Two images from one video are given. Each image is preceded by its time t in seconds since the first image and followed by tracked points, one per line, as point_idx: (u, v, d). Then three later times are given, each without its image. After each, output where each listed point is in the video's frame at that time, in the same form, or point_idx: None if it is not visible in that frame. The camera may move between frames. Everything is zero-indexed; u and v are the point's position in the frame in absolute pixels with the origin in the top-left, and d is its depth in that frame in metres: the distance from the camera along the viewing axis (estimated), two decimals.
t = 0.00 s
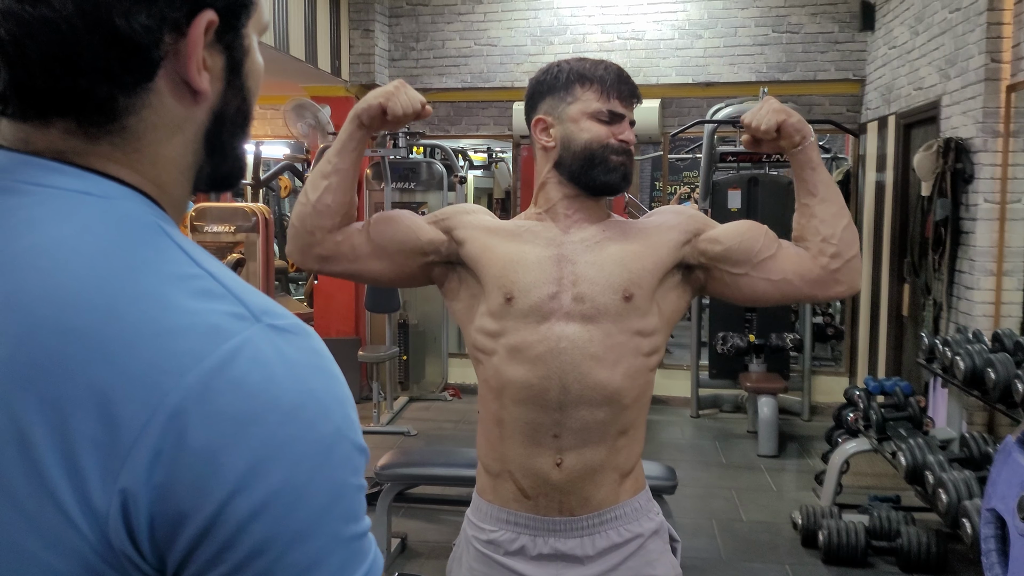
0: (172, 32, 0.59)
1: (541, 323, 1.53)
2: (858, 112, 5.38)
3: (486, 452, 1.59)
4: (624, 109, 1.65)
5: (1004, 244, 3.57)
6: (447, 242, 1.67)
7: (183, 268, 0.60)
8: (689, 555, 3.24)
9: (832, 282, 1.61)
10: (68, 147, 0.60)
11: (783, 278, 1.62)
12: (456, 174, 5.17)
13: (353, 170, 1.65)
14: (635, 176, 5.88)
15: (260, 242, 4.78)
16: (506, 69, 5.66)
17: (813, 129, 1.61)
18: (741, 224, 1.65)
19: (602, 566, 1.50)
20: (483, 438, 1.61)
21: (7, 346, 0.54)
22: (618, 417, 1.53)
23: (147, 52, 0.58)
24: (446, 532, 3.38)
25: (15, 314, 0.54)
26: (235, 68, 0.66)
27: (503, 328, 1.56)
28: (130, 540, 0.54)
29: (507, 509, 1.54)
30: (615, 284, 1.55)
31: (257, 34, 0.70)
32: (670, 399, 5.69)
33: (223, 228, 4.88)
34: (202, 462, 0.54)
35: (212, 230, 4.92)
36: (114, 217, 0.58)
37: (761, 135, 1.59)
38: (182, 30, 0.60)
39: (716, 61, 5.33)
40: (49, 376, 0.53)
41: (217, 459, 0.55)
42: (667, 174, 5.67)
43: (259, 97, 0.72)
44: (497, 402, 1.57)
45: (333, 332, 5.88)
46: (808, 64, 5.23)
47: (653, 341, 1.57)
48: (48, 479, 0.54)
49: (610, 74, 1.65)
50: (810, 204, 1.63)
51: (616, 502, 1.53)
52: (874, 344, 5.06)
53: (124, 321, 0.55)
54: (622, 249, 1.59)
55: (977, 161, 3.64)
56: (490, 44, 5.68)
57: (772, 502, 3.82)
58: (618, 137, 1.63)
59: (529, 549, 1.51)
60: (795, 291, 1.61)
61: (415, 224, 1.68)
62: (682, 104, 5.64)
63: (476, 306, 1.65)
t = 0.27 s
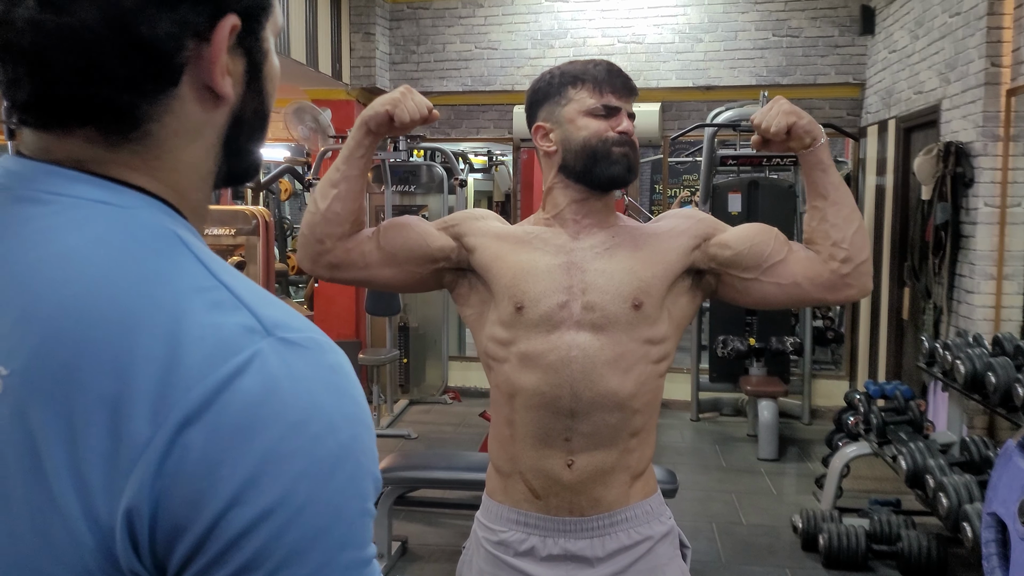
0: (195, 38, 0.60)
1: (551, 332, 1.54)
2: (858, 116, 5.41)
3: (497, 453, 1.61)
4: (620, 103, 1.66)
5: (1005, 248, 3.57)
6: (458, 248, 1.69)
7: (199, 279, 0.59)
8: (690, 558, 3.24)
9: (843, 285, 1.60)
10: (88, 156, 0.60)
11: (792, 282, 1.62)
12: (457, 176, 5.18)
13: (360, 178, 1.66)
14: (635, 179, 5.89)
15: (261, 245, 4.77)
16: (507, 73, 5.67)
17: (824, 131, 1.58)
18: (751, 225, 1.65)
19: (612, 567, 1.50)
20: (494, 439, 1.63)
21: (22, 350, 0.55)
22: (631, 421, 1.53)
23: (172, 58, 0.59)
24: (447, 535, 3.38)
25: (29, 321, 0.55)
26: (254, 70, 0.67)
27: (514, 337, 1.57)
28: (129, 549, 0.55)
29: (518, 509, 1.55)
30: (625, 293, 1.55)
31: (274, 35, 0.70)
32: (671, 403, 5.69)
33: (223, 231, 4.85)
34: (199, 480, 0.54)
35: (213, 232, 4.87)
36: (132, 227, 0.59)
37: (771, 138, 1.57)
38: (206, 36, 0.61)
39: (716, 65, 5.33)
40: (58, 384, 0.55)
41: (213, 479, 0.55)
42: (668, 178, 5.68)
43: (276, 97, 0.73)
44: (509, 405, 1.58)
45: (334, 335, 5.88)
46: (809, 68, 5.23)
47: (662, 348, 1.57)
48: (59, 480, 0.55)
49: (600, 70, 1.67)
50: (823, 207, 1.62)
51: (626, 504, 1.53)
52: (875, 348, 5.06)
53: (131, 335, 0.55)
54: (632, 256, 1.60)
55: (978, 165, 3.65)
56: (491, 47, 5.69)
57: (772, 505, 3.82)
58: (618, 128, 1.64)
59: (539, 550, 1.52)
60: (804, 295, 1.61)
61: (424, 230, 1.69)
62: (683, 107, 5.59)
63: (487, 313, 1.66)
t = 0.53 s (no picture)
0: (258, 55, 0.61)
1: (554, 337, 1.55)
2: (857, 119, 5.39)
3: (498, 455, 1.61)
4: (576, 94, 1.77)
5: (1004, 251, 3.57)
6: (463, 250, 1.71)
7: (258, 300, 0.60)
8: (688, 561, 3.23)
9: (846, 296, 1.60)
10: (144, 172, 0.61)
11: (796, 291, 1.63)
12: (456, 178, 5.19)
13: (366, 182, 1.67)
14: (633, 181, 5.90)
15: (259, 246, 4.76)
16: (506, 75, 5.67)
17: (833, 139, 1.57)
18: (758, 235, 1.66)
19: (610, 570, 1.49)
20: (496, 441, 1.63)
21: (92, 383, 0.54)
22: (634, 425, 1.54)
23: (236, 76, 0.60)
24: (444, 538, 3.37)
25: (100, 352, 0.55)
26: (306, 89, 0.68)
27: (518, 341, 1.59)
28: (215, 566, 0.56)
29: (518, 511, 1.55)
30: (629, 298, 1.57)
31: (324, 53, 0.71)
32: (670, 405, 5.69)
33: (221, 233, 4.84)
34: (287, 500, 0.56)
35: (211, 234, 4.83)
36: (191, 249, 0.59)
37: (779, 144, 1.56)
38: (270, 55, 0.62)
39: (715, 68, 5.33)
40: (133, 415, 0.54)
41: (300, 497, 0.56)
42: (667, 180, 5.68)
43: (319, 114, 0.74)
44: (512, 407, 1.59)
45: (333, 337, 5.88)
46: (807, 71, 5.24)
47: (666, 353, 1.59)
48: (132, 513, 0.55)
49: (555, 86, 1.83)
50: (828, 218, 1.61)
51: (626, 507, 1.53)
52: (874, 350, 5.06)
53: (209, 362, 0.56)
54: (637, 261, 1.61)
55: (976, 168, 3.65)
56: (490, 49, 5.69)
57: (770, 508, 3.82)
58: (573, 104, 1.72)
59: (538, 552, 1.52)
60: (808, 304, 1.62)
61: (430, 233, 1.70)
62: (682, 110, 5.61)
63: (491, 316, 1.67)
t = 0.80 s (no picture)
0: (318, 96, 0.70)
1: (554, 350, 1.60)
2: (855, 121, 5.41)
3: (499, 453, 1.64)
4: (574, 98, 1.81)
5: (1002, 253, 3.58)
6: (465, 259, 1.76)
7: (312, 317, 0.67)
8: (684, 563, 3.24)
9: (846, 313, 1.61)
10: (207, 194, 0.70)
11: (796, 305, 1.64)
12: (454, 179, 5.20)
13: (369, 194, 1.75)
14: (631, 183, 5.91)
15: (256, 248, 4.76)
16: (504, 76, 5.68)
17: (839, 153, 1.55)
18: (761, 247, 1.66)
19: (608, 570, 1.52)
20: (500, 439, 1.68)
21: (178, 388, 0.61)
22: (633, 434, 1.57)
23: (298, 113, 0.69)
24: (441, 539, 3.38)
25: (188, 369, 0.61)
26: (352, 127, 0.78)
27: (518, 351, 1.63)
28: (282, 553, 0.63)
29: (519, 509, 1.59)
30: (627, 314, 1.59)
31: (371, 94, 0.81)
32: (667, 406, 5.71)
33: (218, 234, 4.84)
34: (350, 494, 0.63)
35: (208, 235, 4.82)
36: (252, 267, 0.67)
37: (783, 158, 1.56)
38: (327, 95, 0.71)
39: (712, 69, 5.35)
40: (214, 419, 0.61)
41: (360, 493, 0.63)
42: (664, 181, 5.81)
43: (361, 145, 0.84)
44: (513, 414, 1.64)
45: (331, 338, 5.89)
46: (805, 73, 5.25)
47: (664, 364, 1.62)
48: (211, 505, 0.60)
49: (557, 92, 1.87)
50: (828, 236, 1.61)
51: (625, 509, 1.55)
52: (871, 352, 5.08)
53: (280, 372, 0.63)
54: (636, 274, 1.63)
55: (973, 170, 3.66)
56: (488, 50, 5.69)
57: (768, 509, 3.82)
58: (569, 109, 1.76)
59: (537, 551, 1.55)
60: (806, 319, 1.63)
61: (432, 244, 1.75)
62: (680, 112, 5.57)
63: (492, 325, 1.72)
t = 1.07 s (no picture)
0: (322, 124, 0.78)
1: (553, 357, 1.61)
2: (852, 123, 5.45)
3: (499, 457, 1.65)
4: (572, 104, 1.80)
5: (999, 256, 3.58)
6: (466, 267, 1.78)
7: (333, 310, 0.78)
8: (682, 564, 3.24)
9: (844, 326, 1.60)
10: (234, 209, 0.80)
11: (794, 317, 1.64)
12: (451, 181, 5.20)
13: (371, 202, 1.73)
14: (629, 185, 5.92)
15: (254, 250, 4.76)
16: (503, 77, 5.67)
17: (841, 163, 1.53)
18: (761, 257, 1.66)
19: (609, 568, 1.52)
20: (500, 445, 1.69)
21: (231, 375, 0.71)
22: (632, 440, 1.57)
23: (303, 141, 0.77)
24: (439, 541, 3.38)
25: (235, 357, 0.72)
26: (361, 150, 0.85)
27: (517, 360, 1.65)
28: (323, 511, 0.74)
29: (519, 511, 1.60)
30: (626, 323, 1.60)
31: (381, 120, 0.87)
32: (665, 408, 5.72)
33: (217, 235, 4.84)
34: (378, 459, 0.74)
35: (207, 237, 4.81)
36: (280, 270, 0.78)
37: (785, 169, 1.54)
38: (330, 125, 0.79)
39: (711, 71, 5.34)
40: (263, 400, 0.71)
41: (387, 458, 0.74)
42: (662, 183, 5.81)
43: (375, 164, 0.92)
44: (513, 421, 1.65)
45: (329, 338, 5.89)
46: (803, 75, 5.26)
47: (663, 372, 1.62)
48: (261, 474, 0.71)
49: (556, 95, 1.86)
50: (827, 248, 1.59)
51: (625, 508, 1.56)
52: (868, 354, 5.08)
53: (314, 358, 0.74)
54: (635, 284, 1.64)
55: (971, 173, 3.66)
56: (487, 52, 5.69)
57: (765, 511, 3.82)
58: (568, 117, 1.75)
59: (537, 550, 1.55)
60: (804, 331, 1.63)
61: (433, 251, 1.76)
62: (680, 113, 5.66)
63: (493, 333, 1.73)
